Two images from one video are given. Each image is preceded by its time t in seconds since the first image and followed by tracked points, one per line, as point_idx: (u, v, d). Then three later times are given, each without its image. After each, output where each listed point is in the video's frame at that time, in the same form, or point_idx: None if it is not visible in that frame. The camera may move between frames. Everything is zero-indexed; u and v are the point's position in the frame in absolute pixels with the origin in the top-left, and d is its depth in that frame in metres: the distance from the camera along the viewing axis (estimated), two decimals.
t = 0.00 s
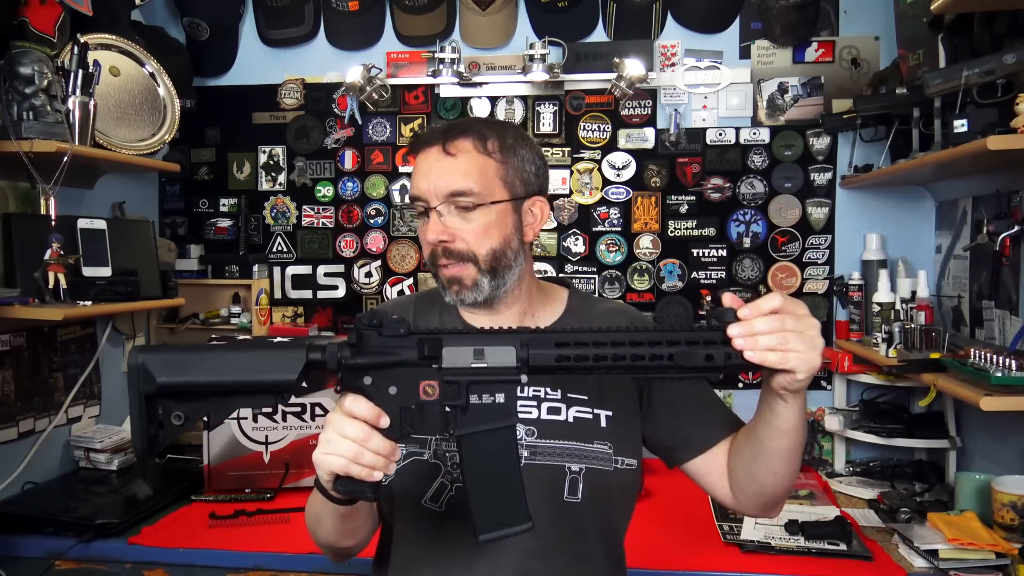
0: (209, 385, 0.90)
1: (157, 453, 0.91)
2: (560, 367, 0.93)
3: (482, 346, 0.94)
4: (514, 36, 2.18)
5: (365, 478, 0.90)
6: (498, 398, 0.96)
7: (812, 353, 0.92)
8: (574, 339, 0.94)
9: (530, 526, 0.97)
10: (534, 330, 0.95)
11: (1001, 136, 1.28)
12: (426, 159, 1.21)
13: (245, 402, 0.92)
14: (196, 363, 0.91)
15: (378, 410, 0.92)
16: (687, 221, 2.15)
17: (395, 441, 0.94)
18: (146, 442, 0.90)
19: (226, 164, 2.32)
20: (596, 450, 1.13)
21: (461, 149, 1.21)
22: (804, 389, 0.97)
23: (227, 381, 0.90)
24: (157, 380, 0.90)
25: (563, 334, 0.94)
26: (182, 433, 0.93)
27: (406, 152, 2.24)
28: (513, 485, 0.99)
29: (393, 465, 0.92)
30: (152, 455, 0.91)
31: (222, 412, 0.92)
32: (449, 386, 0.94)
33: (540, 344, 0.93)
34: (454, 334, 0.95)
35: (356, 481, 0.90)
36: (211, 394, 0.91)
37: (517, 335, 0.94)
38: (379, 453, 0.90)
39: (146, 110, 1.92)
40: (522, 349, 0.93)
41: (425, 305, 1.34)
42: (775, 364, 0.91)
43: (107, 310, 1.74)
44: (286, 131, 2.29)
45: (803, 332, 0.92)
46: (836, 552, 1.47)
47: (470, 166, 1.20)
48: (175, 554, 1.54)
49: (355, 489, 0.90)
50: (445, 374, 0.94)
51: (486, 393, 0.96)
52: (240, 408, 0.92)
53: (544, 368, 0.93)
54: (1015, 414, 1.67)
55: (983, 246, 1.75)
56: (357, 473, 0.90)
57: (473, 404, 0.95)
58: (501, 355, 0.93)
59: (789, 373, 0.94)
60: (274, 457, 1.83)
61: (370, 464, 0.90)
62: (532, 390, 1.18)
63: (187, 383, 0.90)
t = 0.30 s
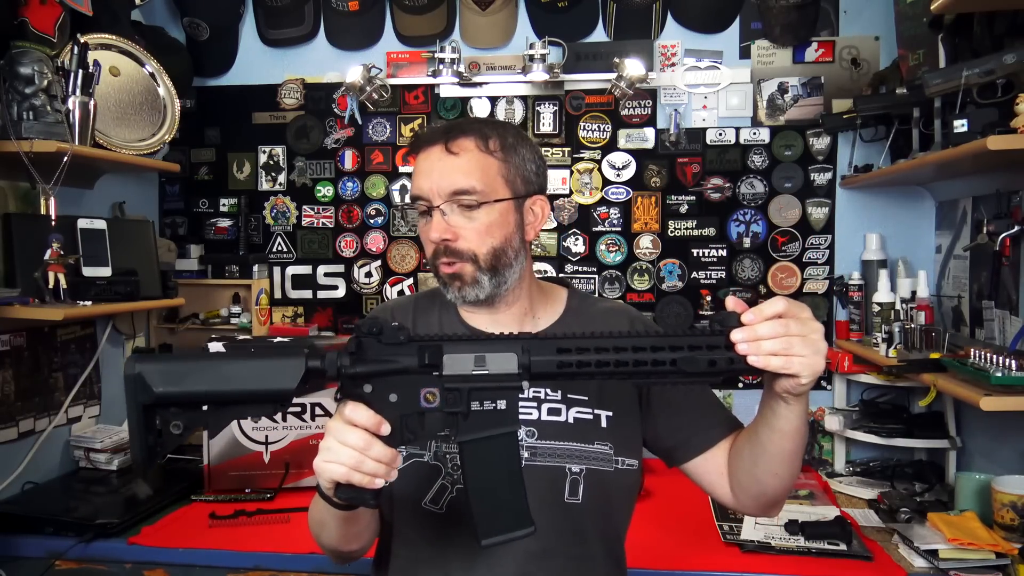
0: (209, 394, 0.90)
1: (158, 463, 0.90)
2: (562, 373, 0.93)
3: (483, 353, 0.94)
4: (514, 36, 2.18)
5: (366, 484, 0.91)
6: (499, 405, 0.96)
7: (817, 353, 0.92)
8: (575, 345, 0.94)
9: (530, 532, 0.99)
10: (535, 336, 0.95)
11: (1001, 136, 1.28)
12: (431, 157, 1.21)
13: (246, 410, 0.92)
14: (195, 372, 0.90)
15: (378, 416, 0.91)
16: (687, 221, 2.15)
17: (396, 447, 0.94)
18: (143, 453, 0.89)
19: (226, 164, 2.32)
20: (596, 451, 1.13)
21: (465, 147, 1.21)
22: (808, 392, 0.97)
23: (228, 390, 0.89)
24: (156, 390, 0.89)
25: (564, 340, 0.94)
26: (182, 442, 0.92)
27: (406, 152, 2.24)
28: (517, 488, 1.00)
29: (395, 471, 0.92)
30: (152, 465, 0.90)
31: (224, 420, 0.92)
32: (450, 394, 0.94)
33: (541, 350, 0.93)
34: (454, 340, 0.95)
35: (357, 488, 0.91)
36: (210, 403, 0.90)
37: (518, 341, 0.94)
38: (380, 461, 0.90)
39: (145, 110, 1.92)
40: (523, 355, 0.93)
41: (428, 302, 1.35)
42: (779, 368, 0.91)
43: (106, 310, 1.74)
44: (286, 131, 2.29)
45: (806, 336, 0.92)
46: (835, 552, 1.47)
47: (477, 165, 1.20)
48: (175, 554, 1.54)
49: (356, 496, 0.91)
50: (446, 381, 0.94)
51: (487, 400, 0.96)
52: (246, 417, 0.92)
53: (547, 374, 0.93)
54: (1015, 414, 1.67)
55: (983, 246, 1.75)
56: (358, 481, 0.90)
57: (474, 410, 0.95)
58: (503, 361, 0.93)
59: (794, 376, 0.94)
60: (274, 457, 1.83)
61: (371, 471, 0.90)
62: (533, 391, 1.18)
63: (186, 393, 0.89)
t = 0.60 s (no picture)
0: (211, 395, 0.90)
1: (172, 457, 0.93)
2: (555, 354, 0.93)
3: (477, 340, 0.94)
4: (514, 36, 2.18)
5: (372, 474, 0.91)
6: (496, 388, 0.96)
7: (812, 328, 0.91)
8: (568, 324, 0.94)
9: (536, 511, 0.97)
10: (528, 320, 0.95)
11: (1001, 136, 1.28)
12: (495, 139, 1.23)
13: (248, 408, 0.92)
14: (196, 375, 0.90)
15: (379, 406, 0.92)
16: (687, 221, 2.15)
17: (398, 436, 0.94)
18: (153, 452, 0.91)
19: (226, 164, 2.32)
20: (597, 453, 1.13)
21: (524, 138, 1.25)
22: (802, 367, 0.96)
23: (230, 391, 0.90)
24: (160, 393, 0.89)
25: (558, 322, 0.95)
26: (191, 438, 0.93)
27: (406, 152, 2.24)
28: (519, 481, 0.99)
29: (398, 459, 0.93)
30: (166, 460, 0.93)
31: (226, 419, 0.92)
32: (447, 380, 0.94)
33: (534, 334, 0.94)
34: (449, 329, 0.95)
35: (362, 478, 0.91)
36: (212, 403, 0.91)
37: (510, 326, 0.95)
38: (383, 449, 0.91)
39: (146, 110, 1.92)
40: (516, 340, 0.94)
41: (428, 300, 1.34)
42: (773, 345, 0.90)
43: (106, 310, 1.74)
44: (286, 131, 2.29)
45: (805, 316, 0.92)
46: (835, 552, 1.47)
47: (534, 158, 1.24)
48: (175, 555, 1.54)
49: (363, 487, 0.91)
50: (442, 369, 0.94)
51: (484, 385, 0.96)
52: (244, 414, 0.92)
53: (540, 357, 0.94)
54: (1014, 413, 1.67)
55: (983, 246, 1.75)
56: (363, 470, 0.91)
57: (472, 396, 0.95)
58: (497, 347, 0.94)
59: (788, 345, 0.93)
60: (273, 458, 1.83)
61: (376, 460, 0.91)
62: (533, 393, 1.19)
63: (188, 394, 0.89)
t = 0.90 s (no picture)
0: (238, 336, 0.97)
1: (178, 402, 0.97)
2: (554, 329, 0.95)
3: (479, 307, 0.97)
4: (514, 36, 2.18)
5: (361, 431, 0.92)
6: (493, 357, 0.97)
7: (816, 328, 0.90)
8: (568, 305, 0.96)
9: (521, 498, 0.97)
10: (531, 296, 0.98)
11: (1001, 136, 1.28)
12: (499, 144, 1.22)
13: (257, 353, 0.98)
14: (231, 315, 0.98)
15: (379, 363, 0.95)
16: (687, 221, 2.15)
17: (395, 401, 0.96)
18: (165, 386, 0.97)
19: (226, 164, 2.32)
20: (601, 453, 1.13)
21: (529, 142, 1.24)
22: (812, 373, 0.95)
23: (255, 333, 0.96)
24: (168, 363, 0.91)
25: (559, 301, 0.97)
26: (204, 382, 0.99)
27: (406, 152, 2.24)
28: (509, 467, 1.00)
29: (389, 422, 0.93)
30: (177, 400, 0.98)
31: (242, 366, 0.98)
32: (446, 343, 0.97)
33: (536, 309, 0.96)
34: (454, 296, 0.99)
35: (352, 433, 0.93)
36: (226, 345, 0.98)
37: (514, 300, 0.98)
38: (375, 406, 0.92)
39: (146, 110, 1.92)
40: (518, 312, 0.96)
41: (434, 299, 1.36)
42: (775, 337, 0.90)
43: (106, 310, 1.74)
44: (286, 131, 2.29)
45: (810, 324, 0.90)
46: (836, 552, 1.47)
47: (543, 165, 1.24)
48: (175, 554, 1.54)
49: (351, 444, 0.93)
50: (444, 332, 0.97)
51: (482, 352, 0.97)
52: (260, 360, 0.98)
53: (540, 330, 0.95)
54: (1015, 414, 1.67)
55: (983, 246, 1.75)
56: (353, 424, 0.92)
57: (468, 362, 0.97)
58: (499, 315, 0.96)
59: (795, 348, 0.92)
60: (274, 457, 1.83)
61: (365, 415, 0.92)
62: (537, 393, 1.19)
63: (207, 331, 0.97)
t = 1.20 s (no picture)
0: (244, 337, 0.96)
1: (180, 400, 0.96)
2: (554, 338, 0.95)
3: (481, 314, 0.97)
4: (514, 36, 2.18)
5: (359, 433, 0.91)
6: (493, 364, 0.97)
7: (815, 342, 0.91)
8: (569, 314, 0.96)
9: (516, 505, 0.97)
10: (531, 304, 0.98)
11: (1001, 136, 1.28)
12: (512, 141, 1.22)
13: (261, 354, 0.97)
14: (237, 316, 0.98)
15: (380, 366, 0.95)
16: (687, 221, 2.15)
17: (393, 402, 0.95)
18: (168, 384, 0.97)
19: (226, 164, 2.32)
20: (601, 455, 1.13)
21: (538, 140, 1.25)
22: (807, 385, 0.96)
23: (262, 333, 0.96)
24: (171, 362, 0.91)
25: (560, 310, 0.97)
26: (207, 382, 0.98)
27: (406, 152, 2.24)
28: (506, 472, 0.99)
29: (388, 425, 0.92)
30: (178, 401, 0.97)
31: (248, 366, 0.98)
32: (447, 349, 0.97)
33: (537, 318, 0.96)
34: (456, 304, 0.99)
35: (349, 435, 0.91)
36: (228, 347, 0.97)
37: (516, 307, 0.98)
38: (374, 408, 0.91)
39: (146, 110, 1.92)
40: (518, 320, 0.97)
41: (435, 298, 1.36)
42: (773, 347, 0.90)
43: (106, 310, 1.74)
44: (286, 131, 2.29)
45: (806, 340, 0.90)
46: (835, 552, 1.47)
47: (552, 162, 1.25)
48: (175, 554, 1.54)
49: (348, 445, 0.91)
50: (446, 337, 0.97)
51: (482, 358, 0.97)
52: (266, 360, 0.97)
53: (540, 338, 0.96)
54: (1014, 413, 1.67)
55: (983, 246, 1.75)
56: (351, 426, 0.91)
57: (468, 368, 0.97)
58: (499, 322, 0.97)
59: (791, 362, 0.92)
60: (274, 457, 1.83)
61: (364, 418, 0.91)
62: (538, 394, 1.19)
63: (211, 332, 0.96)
